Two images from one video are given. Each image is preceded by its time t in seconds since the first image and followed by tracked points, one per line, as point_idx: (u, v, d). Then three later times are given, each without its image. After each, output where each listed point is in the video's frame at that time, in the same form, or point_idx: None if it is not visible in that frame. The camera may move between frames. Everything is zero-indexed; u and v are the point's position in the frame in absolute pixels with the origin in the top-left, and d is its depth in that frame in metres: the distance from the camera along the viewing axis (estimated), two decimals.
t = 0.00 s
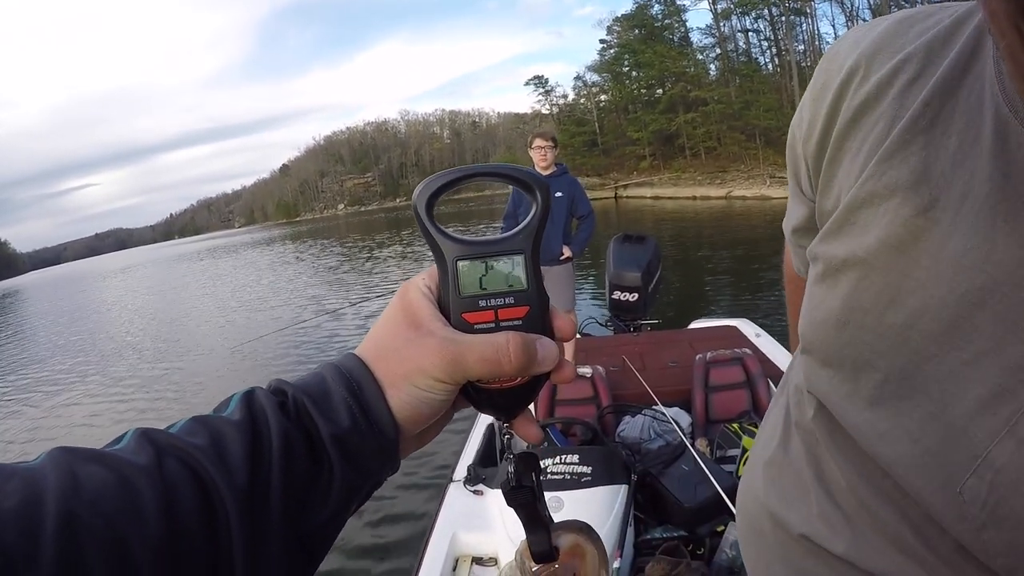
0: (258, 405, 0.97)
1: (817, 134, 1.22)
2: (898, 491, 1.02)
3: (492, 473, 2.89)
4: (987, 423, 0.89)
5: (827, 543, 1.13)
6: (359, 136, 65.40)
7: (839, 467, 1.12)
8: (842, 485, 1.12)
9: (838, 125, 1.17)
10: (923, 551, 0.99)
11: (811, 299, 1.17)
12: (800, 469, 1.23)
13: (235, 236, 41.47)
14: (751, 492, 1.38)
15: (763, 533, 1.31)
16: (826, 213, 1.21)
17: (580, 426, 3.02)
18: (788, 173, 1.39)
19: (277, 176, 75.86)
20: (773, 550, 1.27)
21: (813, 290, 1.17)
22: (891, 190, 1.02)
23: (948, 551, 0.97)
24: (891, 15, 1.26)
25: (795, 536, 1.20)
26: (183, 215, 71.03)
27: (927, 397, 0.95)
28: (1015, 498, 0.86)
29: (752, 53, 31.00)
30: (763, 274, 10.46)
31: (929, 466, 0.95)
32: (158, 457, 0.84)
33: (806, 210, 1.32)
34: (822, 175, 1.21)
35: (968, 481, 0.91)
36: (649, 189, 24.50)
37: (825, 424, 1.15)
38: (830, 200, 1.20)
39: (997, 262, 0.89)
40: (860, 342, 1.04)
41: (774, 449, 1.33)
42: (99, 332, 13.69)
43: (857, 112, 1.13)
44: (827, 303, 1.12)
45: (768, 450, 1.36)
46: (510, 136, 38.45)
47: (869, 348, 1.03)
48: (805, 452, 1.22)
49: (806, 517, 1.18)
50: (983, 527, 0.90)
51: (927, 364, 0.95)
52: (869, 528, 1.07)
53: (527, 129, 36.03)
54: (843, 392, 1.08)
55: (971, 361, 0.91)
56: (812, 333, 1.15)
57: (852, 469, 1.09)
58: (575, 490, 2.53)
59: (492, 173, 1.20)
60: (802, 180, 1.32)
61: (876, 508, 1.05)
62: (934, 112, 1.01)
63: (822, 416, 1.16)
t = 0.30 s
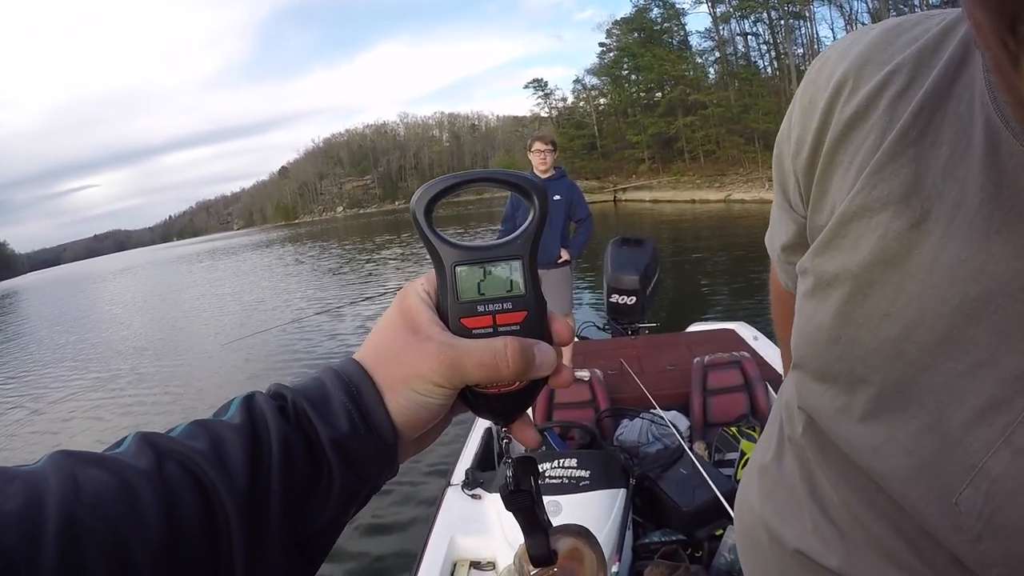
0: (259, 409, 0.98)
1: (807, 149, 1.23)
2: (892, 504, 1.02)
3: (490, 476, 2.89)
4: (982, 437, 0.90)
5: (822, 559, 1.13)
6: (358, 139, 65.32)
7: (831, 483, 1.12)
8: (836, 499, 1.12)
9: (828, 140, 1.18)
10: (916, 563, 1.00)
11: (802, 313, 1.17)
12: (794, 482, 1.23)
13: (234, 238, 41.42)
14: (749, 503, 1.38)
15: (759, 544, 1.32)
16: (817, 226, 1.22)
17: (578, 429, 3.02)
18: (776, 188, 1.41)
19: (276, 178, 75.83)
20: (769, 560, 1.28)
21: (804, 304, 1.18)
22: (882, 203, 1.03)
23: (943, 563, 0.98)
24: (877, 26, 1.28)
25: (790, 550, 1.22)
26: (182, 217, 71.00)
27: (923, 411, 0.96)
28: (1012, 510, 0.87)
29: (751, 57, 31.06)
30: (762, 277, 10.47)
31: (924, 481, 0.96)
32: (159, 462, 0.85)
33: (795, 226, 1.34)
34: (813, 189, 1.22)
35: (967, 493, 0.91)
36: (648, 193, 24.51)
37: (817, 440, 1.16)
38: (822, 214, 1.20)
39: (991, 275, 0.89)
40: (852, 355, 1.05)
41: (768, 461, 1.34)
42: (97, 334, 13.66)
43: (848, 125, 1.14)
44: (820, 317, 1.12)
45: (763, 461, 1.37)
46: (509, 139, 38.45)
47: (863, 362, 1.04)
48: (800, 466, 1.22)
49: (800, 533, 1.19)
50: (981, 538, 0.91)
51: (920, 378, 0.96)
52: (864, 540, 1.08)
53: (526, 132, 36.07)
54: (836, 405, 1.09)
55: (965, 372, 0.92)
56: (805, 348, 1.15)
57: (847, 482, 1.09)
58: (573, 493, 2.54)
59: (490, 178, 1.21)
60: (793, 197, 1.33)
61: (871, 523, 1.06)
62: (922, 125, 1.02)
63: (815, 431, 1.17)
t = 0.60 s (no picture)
0: (256, 411, 0.98)
1: (802, 150, 1.23)
2: (885, 507, 1.03)
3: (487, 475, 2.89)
4: (974, 439, 0.91)
5: (817, 558, 1.14)
6: (357, 137, 65.28)
7: (825, 483, 1.13)
8: (830, 499, 1.13)
9: (823, 142, 1.19)
10: (910, 564, 1.01)
11: (796, 313, 1.18)
12: (789, 482, 1.24)
13: (232, 237, 41.42)
14: (745, 503, 1.39)
15: (756, 544, 1.32)
16: (812, 227, 1.22)
17: (575, 428, 3.03)
18: (771, 188, 1.41)
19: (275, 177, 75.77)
20: (765, 560, 1.29)
21: (798, 305, 1.18)
22: (876, 204, 1.04)
23: (936, 564, 0.99)
24: (871, 27, 1.28)
25: (785, 550, 1.22)
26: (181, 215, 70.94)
27: (914, 412, 0.97)
28: (1003, 511, 0.88)
29: (750, 57, 31.04)
30: (760, 276, 10.49)
31: (916, 482, 0.97)
32: (157, 462, 0.85)
33: (791, 227, 1.35)
34: (808, 190, 1.23)
35: (958, 493, 0.92)
36: (647, 192, 24.52)
37: (813, 442, 1.17)
38: (817, 215, 1.21)
39: (982, 277, 0.90)
40: (846, 356, 1.06)
41: (764, 461, 1.35)
42: (95, 332, 13.65)
43: (844, 126, 1.15)
44: (815, 317, 1.13)
45: (760, 462, 1.38)
46: (508, 138, 38.38)
47: (855, 363, 1.05)
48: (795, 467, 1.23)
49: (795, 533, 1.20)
50: (971, 538, 0.92)
51: (914, 381, 0.97)
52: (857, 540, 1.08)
53: (525, 131, 36.06)
54: (830, 407, 1.09)
55: (959, 373, 0.92)
56: (799, 349, 1.16)
57: (840, 482, 1.10)
58: (570, 492, 2.54)
59: (488, 180, 1.21)
60: (788, 198, 1.34)
61: (864, 523, 1.07)
62: (917, 126, 1.03)
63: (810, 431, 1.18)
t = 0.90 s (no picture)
0: (256, 412, 0.98)
1: (803, 155, 1.24)
2: (887, 508, 1.03)
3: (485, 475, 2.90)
4: (975, 441, 0.91)
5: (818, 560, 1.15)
6: (357, 137, 65.29)
7: (827, 485, 1.13)
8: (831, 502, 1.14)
9: (824, 146, 1.19)
10: (912, 566, 1.01)
11: (797, 316, 1.18)
12: (792, 484, 1.24)
13: (232, 236, 41.43)
14: (747, 505, 1.39)
15: (758, 546, 1.33)
16: (813, 231, 1.23)
17: (574, 428, 3.05)
18: (772, 191, 1.42)
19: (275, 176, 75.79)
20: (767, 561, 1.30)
21: (799, 307, 1.19)
22: (877, 207, 1.04)
23: (938, 565, 0.99)
24: (873, 29, 1.29)
25: (787, 553, 1.23)
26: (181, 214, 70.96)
27: (914, 416, 0.97)
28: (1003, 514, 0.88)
29: (751, 58, 31.04)
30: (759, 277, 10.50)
31: (918, 485, 0.97)
32: (157, 463, 0.86)
33: (792, 230, 1.35)
34: (810, 193, 1.23)
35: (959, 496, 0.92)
36: (647, 193, 24.52)
37: (813, 444, 1.17)
38: (819, 218, 1.21)
39: (983, 279, 0.90)
40: (849, 359, 1.06)
41: (766, 464, 1.35)
42: (94, 331, 13.65)
43: (845, 129, 1.15)
44: (815, 321, 1.13)
45: (760, 465, 1.38)
46: (508, 138, 38.39)
47: (857, 365, 1.05)
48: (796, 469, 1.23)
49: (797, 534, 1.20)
50: (973, 541, 0.92)
51: (915, 383, 0.97)
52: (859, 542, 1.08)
53: (525, 131, 36.06)
54: (832, 410, 1.09)
55: (959, 376, 0.92)
56: (800, 351, 1.16)
57: (841, 485, 1.11)
58: (568, 492, 2.54)
59: (487, 184, 1.21)
60: (790, 200, 1.34)
61: (865, 525, 1.07)
62: (920, 130, 1.03)
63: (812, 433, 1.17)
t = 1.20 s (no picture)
0: (253, 412, 0.99)
1: (804, 160, 1.25)
2: (884, 511, 1.04)
3: (482, 476, 2.90)
4: (970, 446, 0.91)
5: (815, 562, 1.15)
6: (357, 137, 65.30)
7: (824, 487, 1.14)
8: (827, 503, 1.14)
9: (823, 151, 1.20)
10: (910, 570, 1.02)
11: (796, 320, 1.19)
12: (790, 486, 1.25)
13: (231, 236, 41.42)
14: (745, 507, 1.40)
15: (756, 547, 1.33)
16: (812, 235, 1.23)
17: (571, 429, 3.05)
18: (773, 195, 1.43)
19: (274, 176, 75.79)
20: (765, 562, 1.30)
21: (798, 311, 1.19)
22: (876, 213, 1.05)
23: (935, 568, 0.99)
24: (874, 35, 1.30)
25: (785, 555, 1.23)
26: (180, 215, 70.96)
27: (912, 420, 0.98)
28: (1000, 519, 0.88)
29: (750, 61, 31.09)
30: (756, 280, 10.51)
31: (915, 489, 0.97)
32: (154, 463, 0.86)
33: (792, 234, 1.36)
34: (810, 198, 1.23)
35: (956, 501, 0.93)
36: (646, 195, 24.54)
37: (810, 446, 1.18)
38: (819, 223, 1.22)
39: (981, 283, 0.91)
40: (847, 363, 1.07)
41: (763, 466, 1.36)
42: (91, 331, 13.64)
43: (844, 134, 1.16)
44: (814, 323, 1.13)
45: (759, 467, 1.38)
46: (507, 139, 38.40)
47: (854, 369, 1.06)
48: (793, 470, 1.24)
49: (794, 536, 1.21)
50: (969, 544, 0.92)
51: (911, 387, 0.98)
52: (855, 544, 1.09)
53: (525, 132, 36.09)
54: (830, 414, 1.10)
55: (956, 380, 0.93)
56: (799, 354, 1.17)
57: (838, 487, 1.11)
58: (565, 493, 2.54)
59: (483, 184, 1.22)
60: (788, 204, 1.35)
61: (862, 528, 1.07)
62: (918, 136, 1.03)
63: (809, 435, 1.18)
